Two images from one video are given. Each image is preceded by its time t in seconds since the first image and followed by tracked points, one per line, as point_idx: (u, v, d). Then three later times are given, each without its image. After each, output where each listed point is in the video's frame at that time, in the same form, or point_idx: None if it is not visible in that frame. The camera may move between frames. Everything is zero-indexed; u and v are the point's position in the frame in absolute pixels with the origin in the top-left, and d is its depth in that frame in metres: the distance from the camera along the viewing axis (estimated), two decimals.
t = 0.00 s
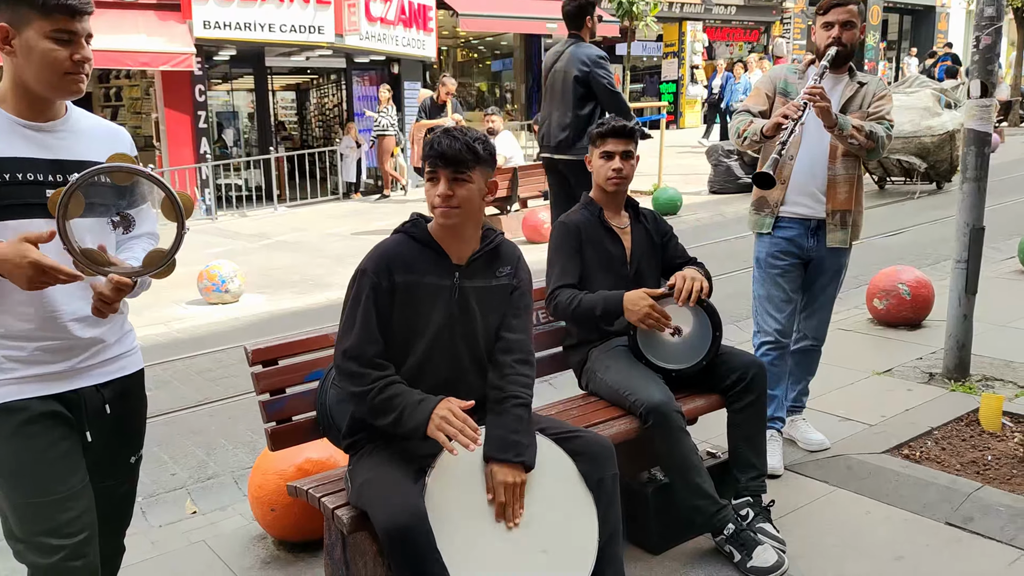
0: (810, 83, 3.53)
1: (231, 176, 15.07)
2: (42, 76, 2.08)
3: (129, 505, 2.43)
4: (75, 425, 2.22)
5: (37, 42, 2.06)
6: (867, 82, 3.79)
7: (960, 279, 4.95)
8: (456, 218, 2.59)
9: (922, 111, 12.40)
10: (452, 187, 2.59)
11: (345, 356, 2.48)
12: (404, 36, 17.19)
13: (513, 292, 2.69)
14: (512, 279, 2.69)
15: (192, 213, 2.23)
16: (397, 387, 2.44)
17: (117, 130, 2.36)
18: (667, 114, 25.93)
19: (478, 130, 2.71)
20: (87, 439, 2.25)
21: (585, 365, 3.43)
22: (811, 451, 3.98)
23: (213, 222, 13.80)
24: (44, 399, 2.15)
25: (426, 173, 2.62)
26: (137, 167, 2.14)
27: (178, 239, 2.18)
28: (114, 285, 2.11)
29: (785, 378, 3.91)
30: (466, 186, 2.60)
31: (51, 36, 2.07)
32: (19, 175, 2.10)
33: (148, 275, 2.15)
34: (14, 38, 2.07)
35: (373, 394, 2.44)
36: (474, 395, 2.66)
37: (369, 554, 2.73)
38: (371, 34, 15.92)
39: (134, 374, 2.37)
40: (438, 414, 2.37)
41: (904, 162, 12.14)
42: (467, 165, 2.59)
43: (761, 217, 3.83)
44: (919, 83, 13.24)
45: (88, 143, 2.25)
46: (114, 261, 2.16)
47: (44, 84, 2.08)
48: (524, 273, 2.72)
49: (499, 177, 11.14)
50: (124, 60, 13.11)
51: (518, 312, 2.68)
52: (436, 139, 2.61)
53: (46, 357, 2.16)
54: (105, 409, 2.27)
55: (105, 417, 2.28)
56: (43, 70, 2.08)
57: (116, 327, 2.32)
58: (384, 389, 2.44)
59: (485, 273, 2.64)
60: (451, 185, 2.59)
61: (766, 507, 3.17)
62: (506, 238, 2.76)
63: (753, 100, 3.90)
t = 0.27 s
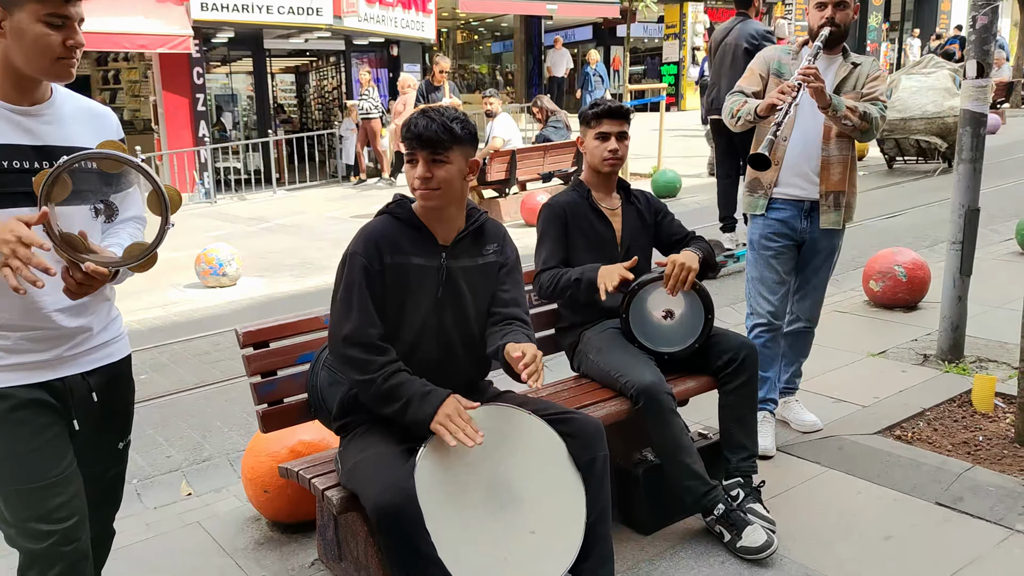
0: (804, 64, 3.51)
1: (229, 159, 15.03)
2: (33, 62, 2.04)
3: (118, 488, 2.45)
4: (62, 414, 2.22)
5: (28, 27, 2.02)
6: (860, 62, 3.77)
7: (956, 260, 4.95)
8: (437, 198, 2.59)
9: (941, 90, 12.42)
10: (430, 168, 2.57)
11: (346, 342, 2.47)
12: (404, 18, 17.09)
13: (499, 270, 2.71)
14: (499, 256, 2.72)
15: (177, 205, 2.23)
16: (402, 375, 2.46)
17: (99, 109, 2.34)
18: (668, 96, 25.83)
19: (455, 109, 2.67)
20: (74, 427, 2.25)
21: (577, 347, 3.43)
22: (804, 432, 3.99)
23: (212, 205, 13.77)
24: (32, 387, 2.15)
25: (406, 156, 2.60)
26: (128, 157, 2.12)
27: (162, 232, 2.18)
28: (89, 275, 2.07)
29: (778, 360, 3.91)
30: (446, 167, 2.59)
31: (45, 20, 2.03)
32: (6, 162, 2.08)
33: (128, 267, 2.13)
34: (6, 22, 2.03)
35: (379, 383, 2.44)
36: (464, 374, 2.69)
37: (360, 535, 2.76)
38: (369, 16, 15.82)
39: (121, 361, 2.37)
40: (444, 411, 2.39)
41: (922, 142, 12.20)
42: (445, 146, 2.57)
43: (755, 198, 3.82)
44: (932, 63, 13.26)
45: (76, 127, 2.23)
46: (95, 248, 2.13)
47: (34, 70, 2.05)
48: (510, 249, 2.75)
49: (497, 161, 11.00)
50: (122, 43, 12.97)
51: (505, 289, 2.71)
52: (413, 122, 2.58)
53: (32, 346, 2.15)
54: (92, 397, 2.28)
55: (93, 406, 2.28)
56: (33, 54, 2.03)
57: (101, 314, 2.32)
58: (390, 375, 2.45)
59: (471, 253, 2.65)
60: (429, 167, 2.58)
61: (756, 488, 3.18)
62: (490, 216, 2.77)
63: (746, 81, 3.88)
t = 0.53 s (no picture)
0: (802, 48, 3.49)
1: (229, 143, 14.99)
2: (22, 41, 1.97)
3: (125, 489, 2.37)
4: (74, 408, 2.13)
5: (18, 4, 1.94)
6: (858, 46, 3.75)
7: (954, 245, 4.95)
8: (421, 183, 2.56)
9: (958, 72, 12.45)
10: (415, 154, 2.56)
11: (319, 326, 2.50)
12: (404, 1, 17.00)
13: (490, 259, 2.66)
14: (492, 245, 2.67)
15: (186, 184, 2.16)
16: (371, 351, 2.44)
17: (94, 87, 2.27)
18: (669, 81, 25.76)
19: (441, 92, 2.64)
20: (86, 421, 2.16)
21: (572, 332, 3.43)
22: (800, 417, 3.99)
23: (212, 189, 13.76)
24: (43, 378, 2.05)
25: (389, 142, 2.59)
26: (132, 134, 2.05)
27: (172, 212, 2.13)
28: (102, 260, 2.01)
29: (775, 344, 3.91)
30: (428, 152, 2.56)
31: None
32: None
33: (138, 249, 2.09)
34: None
35: (347, 361, 2.46)
36: (455, 360, 2.68)
37: (356, 517, 2.77)
38: None
39: (128, 356, 2.28)
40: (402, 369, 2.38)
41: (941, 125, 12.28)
42: (426, 130, 2.54)
43: (752, 182, 3.81)
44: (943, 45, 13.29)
45: (66, 105, 2.15)
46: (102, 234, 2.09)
47: (23, 51, 1.98)
48: (504, 235, 2.70)
49: (496, 145, 10.98)
50: (120, 26, 12.83)
51: (499, 278, 2.65)
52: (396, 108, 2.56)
53: (40, 336, 2.06)
54: (102, 390, 2.19)
55: (103, 400, 2.20)
56: (22, 35, 1.96)
57: (111, 308, 2.23)
58: (356, 351, 2.46)
59: (462, 240, 2.63)
60: (412, 151, 2.56)
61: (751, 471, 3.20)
62: (486, 203, 2.74)
63: (743, 65, 3.86)
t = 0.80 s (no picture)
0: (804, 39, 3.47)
1: (230, 132, 14.96)
2: (20, 37, 1.89)
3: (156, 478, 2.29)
4: (88, 398, 2.06)
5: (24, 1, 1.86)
6: (860, 35, 3.73)
7: (955, 236, 4.94)
8: (421, 173, 2.55)
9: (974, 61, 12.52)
10: (415, 144, 2.55)
11: (307, 314, 2.43)
12: None
13: (491, 247, 2.69)
14: (491, 232, 2.69)
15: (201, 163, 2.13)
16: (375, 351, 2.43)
17: (91, 76, 2.19)
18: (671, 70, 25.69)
19: (439, 83, 2.63)
20: (102, 411, 2.10)
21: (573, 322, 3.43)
22: (800, 407, 3.99)
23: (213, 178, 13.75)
24: (56, 371, 1.99)
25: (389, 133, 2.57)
26: (149, 114, 2.03)
27: (186, 196, 2.11)
28: (116, 244, 1.99)
29: (775, 334, 3.91)
30: (429, 143, 2.56)
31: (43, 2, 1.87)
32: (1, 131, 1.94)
33: (152, 233, 2.07)
34: None
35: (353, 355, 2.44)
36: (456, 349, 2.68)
37: (357, 506, 2.78)
38: None
39: (147, 340, 2.22)
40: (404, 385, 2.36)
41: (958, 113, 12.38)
42: (426, 121, 2.53)
43: (753, 172, 3.80)
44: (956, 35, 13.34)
45: (65, 93, 2.09)
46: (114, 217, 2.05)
47: (22, 46, 1.90)
48: (503, 225, 2.71)
49: (497, 135, 10.95)
50: (120, 14, 12.72)
51: (499, 264, 2.68)
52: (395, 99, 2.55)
53: (53, 326, 1.99)
54: (123, 377, 2.12)
55: (124, 386, 2.13)
56: (24, 31, 1.88)
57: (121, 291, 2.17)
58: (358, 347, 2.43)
59: (461, 230, 2.64)
60: (411, 141, 2.55)
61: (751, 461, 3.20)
62: (485, 192, 2.75)
63: (744, 56, 3.85)
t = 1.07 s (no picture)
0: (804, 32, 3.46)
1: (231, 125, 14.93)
2: (31, 31, 1.89)
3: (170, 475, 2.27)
4: (93, 396, 2.05)
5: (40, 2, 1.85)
6: (861, 28, 3.72)
7: (957, 228, 4.93)
8: (419, 165, 2.55)
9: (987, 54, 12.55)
10: (412, 135, 2.54)
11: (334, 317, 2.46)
12: None
13: (488, 236, 2.70)
14: (489, 221, 2.70)
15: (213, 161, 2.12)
16: (389, 355, 2.44)
17: (98, 68, 2.18)
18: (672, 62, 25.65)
19: (434, 74, 2.63)
20: (110, 409, 2.09)
21: (576, 315, 3.43)
22: (802, 400, 3.99)
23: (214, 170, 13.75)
24: (62, 371, 1.99)
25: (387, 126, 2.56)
26: (161, 110, 2.03)
27: (196, 192, 2.10)
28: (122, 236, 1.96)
29: (776, 328, 3.91)
30: (426, 135, 2.55)
31: None
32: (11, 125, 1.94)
33: (161, 231, 2.06)
34: None
35: (367, 361, 2.43)
36: (457, 342, 2.70)
37: (359, 500, 2.78)
38: None
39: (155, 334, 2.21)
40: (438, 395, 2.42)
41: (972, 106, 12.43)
42: (424, 112, 2.53)
43: (752, 166, 3.79)
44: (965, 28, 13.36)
45: (76, 84, 2.07)
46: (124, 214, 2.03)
47: (31, 41, 1.90)
48: (500, 214, 2.72)
49: (498, 127, 10.93)
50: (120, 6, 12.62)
51: (498, 252, 2.70)
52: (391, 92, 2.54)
53: (57, 324, 1.98)
54: (130, 373, 2.10)
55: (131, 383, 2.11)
56: (36, 25, 1.88)
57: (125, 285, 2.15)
58: (379, 356, 2.44)
59: (459, 221, 2.65)
60: (409, 133, 2.54)
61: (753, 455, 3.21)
62: (479, 181, 2.76)
63: (745, 49, 3.84)
